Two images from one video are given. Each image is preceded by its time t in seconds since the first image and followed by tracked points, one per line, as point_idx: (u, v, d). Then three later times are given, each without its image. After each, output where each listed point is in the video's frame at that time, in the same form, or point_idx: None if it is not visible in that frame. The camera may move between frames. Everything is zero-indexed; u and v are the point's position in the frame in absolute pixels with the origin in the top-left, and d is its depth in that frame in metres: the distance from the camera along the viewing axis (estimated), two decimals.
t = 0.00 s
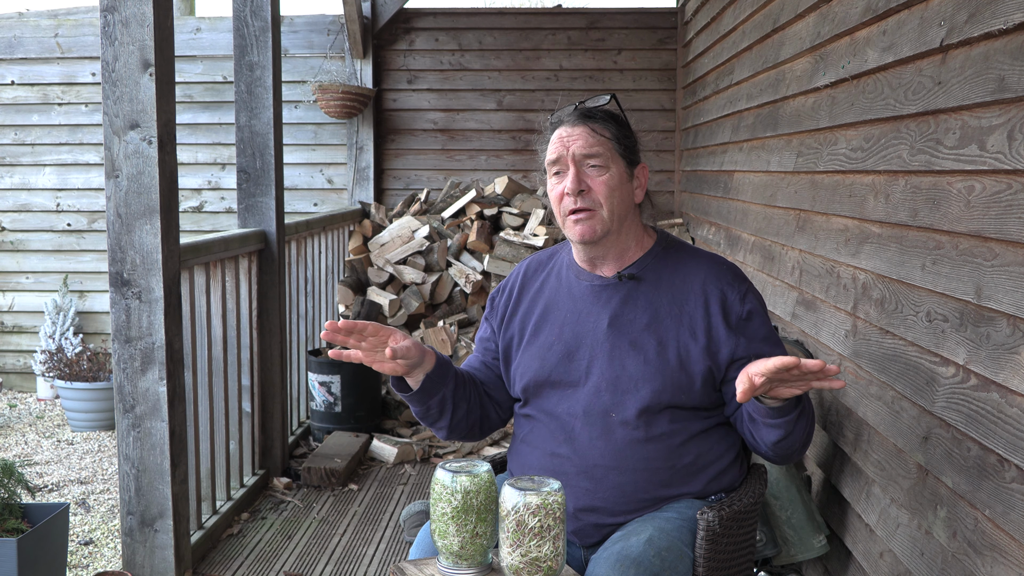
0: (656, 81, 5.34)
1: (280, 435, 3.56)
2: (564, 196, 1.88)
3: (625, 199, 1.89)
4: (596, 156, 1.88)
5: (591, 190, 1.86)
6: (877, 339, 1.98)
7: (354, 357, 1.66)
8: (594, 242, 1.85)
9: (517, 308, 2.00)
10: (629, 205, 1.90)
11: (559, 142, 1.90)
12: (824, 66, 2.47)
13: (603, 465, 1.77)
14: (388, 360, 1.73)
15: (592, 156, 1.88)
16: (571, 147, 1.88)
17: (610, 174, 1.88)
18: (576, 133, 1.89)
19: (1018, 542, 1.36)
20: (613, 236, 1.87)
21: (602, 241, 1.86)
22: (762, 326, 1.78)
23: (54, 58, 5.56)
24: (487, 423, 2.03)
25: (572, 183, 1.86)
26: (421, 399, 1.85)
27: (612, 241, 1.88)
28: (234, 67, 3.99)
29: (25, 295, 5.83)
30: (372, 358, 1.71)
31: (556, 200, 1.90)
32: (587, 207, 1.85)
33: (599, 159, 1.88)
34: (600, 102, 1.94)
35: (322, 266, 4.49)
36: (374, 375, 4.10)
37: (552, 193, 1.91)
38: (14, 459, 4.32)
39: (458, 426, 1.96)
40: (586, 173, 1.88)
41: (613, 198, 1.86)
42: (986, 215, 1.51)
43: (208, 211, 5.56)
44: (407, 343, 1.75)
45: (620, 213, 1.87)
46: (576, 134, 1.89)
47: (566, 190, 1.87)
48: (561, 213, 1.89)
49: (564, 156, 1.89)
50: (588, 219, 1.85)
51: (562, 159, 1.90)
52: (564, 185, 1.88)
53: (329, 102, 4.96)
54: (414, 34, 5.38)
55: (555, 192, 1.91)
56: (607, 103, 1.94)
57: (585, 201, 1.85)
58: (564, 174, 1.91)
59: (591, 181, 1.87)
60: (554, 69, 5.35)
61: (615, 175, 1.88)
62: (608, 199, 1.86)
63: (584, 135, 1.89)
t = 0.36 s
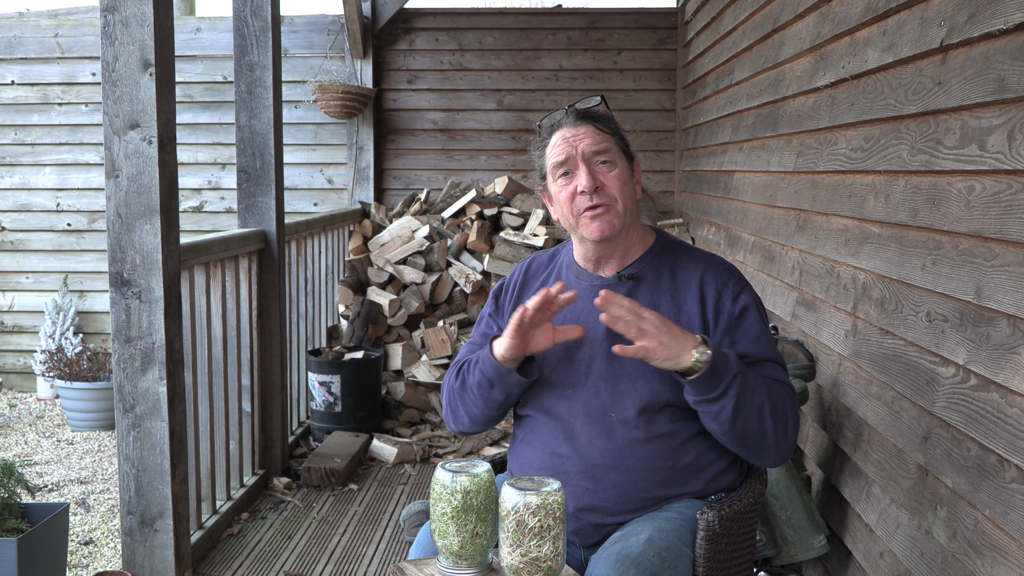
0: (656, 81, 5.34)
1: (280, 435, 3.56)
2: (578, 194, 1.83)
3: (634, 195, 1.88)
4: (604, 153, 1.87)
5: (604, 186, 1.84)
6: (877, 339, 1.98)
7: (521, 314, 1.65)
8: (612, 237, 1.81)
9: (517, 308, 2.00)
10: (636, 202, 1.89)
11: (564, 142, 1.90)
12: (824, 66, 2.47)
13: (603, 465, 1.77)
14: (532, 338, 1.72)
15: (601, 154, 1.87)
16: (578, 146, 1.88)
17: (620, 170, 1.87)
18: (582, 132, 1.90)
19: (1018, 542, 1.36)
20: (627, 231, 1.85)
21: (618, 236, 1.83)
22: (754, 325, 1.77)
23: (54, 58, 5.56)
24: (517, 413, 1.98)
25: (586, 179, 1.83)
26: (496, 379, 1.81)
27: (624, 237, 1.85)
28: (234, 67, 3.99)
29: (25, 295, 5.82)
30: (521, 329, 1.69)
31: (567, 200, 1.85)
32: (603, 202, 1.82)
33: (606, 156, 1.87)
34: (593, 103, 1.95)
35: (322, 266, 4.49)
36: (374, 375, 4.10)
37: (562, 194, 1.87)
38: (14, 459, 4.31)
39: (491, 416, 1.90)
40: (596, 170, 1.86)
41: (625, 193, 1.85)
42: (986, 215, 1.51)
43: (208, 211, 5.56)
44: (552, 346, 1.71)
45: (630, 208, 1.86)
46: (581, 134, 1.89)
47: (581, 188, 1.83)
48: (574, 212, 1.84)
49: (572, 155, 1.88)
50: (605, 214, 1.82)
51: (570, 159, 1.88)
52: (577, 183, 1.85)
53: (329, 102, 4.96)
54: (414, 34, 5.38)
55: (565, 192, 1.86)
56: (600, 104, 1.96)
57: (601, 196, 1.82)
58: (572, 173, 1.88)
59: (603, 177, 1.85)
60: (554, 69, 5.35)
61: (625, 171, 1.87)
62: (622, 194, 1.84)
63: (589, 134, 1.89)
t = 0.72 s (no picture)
0: (656, 81, 5.33)
1: (280, 435, 3.56)
2: (575, 207, 1.83)
3: (629, 197, 1.88)
4: (593, 161, 1.87)
5: (600, 194, 1.83)
6: (877, 339, 1.98)
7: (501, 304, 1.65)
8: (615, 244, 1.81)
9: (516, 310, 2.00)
10: (632, 203, 1.89)
11: (552, 155, 1.88)
12: (824, 66, 2.47)
13: (604, 466, 1.77)
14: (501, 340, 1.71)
15: (591, 162, 1.87)
16: (568, 157, 1.87)
17: (611, 175, 1.87)
18: (568, 142, 1.88)
19: (1018, 542, 1.36)
20: (627, 235, 1.85)
21: (620, 241, 1.83)
22: (753, 326, 1.77)
23: (54, 58, 5.56)
24: (517, 414, 1.98)
25: (580, 191, 1.82)
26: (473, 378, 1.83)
27: (626, 240, 1.85)
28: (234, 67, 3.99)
29: (25, 295, 5.82)
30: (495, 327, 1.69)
31: (565, 214, 1.85)
32: (602, 211, 1.81)
33: (597, 164, 1.87)
34: (569, 112, 1.94)
35: (322, 266, 4.49)
36: (374, 375, 4.10)
37: (559, 208, 1.86)
38: (15, 459, 4.32)
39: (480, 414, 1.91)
40: (589, 180, 1.86)
41: (620, 198, 1.84)
42: (986, 215, 1.51)
43: (208, 211, 5.56)
44: (533, 345, 1.68)
45: (628, 211, 1.86)
46: (567, 145, 1.88)
47: (576, 200, 1.82)
48: (573, 225, 1.84)
49: (562, 168, 1.87)
50: (605, 223, 1.81)
51: (561, 171, 1.87)
52: (572, 196, 1.84)
53: (329, 102, 4.96)
54: (414, 34, 5.38)
55: (562, 206, 1.86)
56: (576, 111, 1.94)
57: (597, 206, 1.82)
58: (565, 187, 1.87)
59: (597, 186, 1.84)
60: (554, 69, 5.35)
61: (616, 176, 1.87)
62: (617, 200, 1.84)
63: (576, 143, 1.88)
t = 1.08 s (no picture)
0: (656, 81, 5.33)
1: (280, 434, 3.56)
2: (575, 207, 1.83)
3: (629, 199, 1.88)
4: (595, 161, 1.87)
5: (601, 196, 1.84)
6: (877, 339, 1.98)
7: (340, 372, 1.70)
8: (614, 246, 1.82)
9: (516, 312, 2.00)
10: (631, 205, 1.90)
11: (554, 155, 1.88)
12: (824, 66, 2.47)
13: (604, 466, 1.77)
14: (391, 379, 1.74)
15: (592, 163, 1.87)
16: (569, 157, 1.87)
17: (612, 176, 1.87)
18: (570, 142, 1.88)
19: (1018, 542, 1.36)
20: (626, 236, 1.85)
21: (619, 243, 1.83)
22: (756, 329, 1.77)
23: (54, 58, 5.56)
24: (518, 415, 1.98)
25: (582, 192, 1.83)
26: (422, 415, 1.86)
27: (626, 242, 1.86)
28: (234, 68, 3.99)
29: (25, 295, 5.82)
30: (372, 379, 1.72)
31: (565, 214, 1.85)
32: (602, 212, 1.82)
33: (598, 164, 1.87)
34: (571, 111, 1.93)
35: (322, 266, 4.49)
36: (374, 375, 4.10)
37: (559, 208, 1.87)
38: (15, 458, 4.32)
39: (462, 435, 1.95)
40: (590, 180, 1.86)
41: (621, 199, 1.85)
42: (986, 215, 1.51)
43: (208, 211, 5.56)
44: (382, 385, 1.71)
45: (628, 213, 1.86)
46: (569, 145, 1.88)
47: (577, 201, 1.82)
48: (573, 225, 1.84)
49: (563, 168, 1.87)
50: (605, 224, 1.81)
51: (562, 171, 1.87)
52: (573, 196, 1.85)
53: (329, 102, 4.96)
54: (414, 34, 5.38)
55: (562, 206, 1.86)
56: (579, 110, 1.94)
57: (598, 207, 1.82)
58: (566, 187, 1.87)
59: (598, 187, 1.85)
60: (554, 69, 5.35)
61: (617, 177, 1.87)
62: (618, 201, 1.84)
63: (578, 143, 1.88)
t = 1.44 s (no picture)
0: (656, 81, 5.33)
1: (280, 434, 3.56)
2: (576, 206, 1.83)
3: (631, 199, 1.88)
4: (597, 161, 1.87)
5: (603, 195, 1.84)
6: (877, 339, 1.98)
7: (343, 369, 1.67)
8: (615, 245, 1.82)
9: (517, 311, 2.00)
10: (633, 205, 1.90)
11: (556, 154, 1.88)
12: (824, 66, 2.47)
13: (604, 466, 1.77)
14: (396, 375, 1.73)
15: (595, 162, 1.87)
16: (572, 157, 1.87)
17: (614, 176, 1.87)
18: (572, 142, 1.88)
19: (1018, 542, 1.36)
20: (627, 236, 1.85)
21: (620, 242, 1.83)
22: (757, 328, 1.77)
23: (54, 58, 5.56)
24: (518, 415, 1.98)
25: (583, 191, 1.83)
26: (426, 412, 1.85)
27: (627, 239, 1.85)
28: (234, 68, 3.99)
29: (25, 295, 5.82)
30: (375, 374, 1.70)
31: (566, 213, 1.85)
32: (603, 211, 1.82)
33: (601, 163, 1.87)
34: (575, 110, 1.93)
35: (322, 266, 4.48)
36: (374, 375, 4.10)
37: (560, 207, 1.87)
38: (15, 459, 4.32)
39: (463, 432, 1.95)
40: (592, 179, 1.86)
41: (623, 199, 1.85)
42: (986, 215, 1.51)
43: (208, 211, 5.56)
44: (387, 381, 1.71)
45: (629, 213, 1.86)
46: (572, 144, 1.88)
47: (579, 200, 1.83)
48: (574, 224, 1.84)
49: (565, 167, 1.87)
50: (606, 224, 1.81)
51: (565, 170, 1.87)
52: (575, 195, 1.85)
53: (329, 102, 4.96)
54: (414, 34, 5.38)
55: (563, 205, 1.86)
56: (583, 109, 1.94)
57: (599, 206, 1.82)
58: (568, 186, 1.87)
59: (600, 186, 1.85)
60: (554, 69, 5.35)
61: (619, 177, 1.87)
62: (620, 201, 1.84)
63: (580, 143, 1.88)
